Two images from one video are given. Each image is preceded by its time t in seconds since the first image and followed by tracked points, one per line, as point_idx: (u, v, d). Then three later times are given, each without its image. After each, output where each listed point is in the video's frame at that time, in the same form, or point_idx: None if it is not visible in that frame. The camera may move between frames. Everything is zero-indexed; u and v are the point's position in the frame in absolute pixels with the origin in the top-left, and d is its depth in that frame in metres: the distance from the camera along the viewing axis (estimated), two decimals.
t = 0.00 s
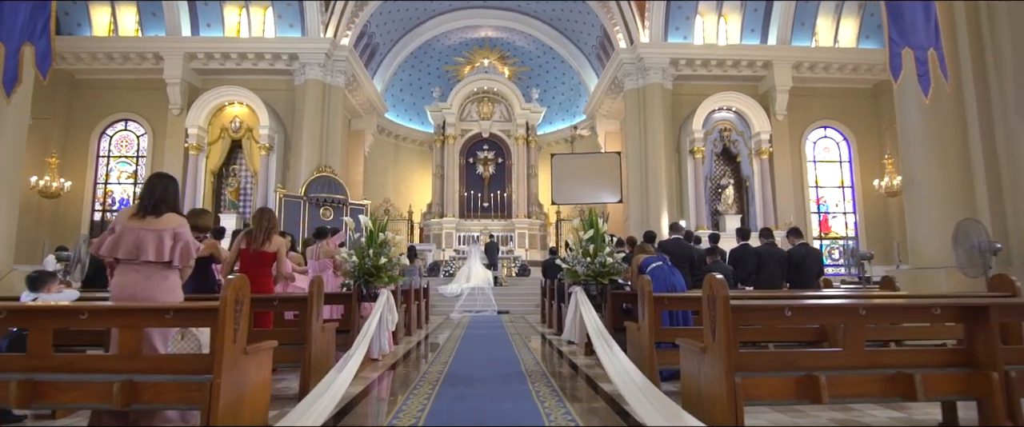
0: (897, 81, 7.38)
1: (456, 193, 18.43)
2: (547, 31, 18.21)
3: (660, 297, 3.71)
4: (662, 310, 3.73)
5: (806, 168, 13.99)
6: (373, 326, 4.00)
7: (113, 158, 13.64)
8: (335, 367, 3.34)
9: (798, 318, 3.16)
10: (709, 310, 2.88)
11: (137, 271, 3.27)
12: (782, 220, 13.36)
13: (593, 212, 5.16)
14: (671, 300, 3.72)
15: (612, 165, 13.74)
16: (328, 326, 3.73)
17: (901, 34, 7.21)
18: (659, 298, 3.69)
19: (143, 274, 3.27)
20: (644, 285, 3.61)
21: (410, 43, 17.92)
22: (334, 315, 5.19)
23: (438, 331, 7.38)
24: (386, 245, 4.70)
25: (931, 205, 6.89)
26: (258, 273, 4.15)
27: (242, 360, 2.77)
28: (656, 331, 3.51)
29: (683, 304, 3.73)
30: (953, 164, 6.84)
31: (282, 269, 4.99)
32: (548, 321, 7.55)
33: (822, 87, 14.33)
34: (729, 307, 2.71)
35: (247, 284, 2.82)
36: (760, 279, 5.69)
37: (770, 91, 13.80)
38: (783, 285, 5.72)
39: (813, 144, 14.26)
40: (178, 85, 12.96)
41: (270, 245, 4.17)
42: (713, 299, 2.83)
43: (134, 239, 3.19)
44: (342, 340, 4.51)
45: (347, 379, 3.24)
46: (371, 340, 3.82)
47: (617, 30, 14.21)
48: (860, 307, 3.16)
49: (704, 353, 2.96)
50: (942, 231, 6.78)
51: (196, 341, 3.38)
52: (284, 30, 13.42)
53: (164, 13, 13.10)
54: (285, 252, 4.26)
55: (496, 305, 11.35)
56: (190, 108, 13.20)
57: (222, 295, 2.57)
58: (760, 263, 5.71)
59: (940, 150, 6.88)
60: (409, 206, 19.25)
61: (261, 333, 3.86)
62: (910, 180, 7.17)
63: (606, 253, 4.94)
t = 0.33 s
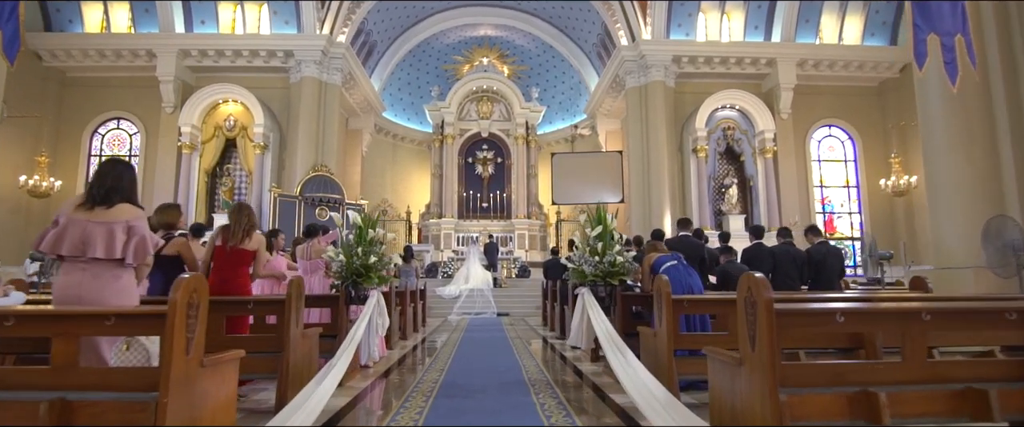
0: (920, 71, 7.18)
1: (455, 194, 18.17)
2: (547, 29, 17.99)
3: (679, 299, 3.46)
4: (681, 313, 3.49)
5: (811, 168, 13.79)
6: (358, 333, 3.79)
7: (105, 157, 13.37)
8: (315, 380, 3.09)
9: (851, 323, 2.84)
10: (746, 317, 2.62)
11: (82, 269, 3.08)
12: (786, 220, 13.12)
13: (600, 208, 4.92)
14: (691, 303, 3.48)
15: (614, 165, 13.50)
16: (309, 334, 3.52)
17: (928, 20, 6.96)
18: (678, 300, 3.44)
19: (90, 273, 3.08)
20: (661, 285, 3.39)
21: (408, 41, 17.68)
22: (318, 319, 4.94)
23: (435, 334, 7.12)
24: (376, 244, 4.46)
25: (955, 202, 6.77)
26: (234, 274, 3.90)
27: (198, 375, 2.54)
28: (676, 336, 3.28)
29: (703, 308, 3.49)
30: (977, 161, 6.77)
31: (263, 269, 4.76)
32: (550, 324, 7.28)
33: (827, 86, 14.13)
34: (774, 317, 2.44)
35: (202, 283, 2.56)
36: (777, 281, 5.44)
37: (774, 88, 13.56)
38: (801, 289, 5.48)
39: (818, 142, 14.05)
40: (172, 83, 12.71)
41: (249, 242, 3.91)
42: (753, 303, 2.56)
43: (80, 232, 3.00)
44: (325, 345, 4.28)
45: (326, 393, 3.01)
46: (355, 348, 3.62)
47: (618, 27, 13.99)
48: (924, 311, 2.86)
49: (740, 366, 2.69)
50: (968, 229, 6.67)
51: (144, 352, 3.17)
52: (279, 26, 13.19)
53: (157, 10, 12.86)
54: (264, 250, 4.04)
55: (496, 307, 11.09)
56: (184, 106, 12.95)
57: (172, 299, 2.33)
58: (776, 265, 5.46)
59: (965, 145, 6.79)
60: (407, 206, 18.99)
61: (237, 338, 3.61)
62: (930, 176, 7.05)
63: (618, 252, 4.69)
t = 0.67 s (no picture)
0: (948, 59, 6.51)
1: (454, 194, 17.92)
2: (547, 27, 17.75)
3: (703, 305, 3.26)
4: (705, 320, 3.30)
5: (817, 168, 13.57)
6: (341, 345, 3.57)
7: (98, 156, 13.13)
8: (289, 398, 2.81)
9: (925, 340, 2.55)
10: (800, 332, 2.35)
11: (13, 271, 2.99)
12: (792, 220, 12.88)
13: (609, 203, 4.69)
14: (716, 309, 3.30)
15: (615, 164, 13.27)
16: (285, 346, 3.29)
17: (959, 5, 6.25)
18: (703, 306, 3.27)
19: (20, 275, 2.99)
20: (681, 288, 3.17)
21: (406, 39, 17.45)
22: (301, 325, 4.69)
23: (432, 338, 6.86)
24: (363, 243, 4.23)
25: (987, 205, 6.21)
26: (210, 276, 3.67)
27: (136, 399, 2.20)
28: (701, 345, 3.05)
29: (725, 316, 3.31)
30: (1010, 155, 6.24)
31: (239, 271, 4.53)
32: (552, 328, 7.01)
33: (832, 84, 13.92)
34: (838, 330, 2.12)
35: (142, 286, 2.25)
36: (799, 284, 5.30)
37: (779, 87, 13.33)
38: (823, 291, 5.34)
39: (823, 142, 13.84)
40: (165, 81, 12.46)
41: (221, 241, 3.68)
42: (809, 314, 2.26)
43: (12, 227, 2.94)
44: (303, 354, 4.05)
45: (300, 412, 2.72)
46: (336, 360, 3.40)
47: (620, 25, 13.77)
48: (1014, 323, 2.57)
49: (790, 389, 2.41)
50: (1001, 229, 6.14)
51: (70, 372, 2.79)
52: (275, 23, 12.96)
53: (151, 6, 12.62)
54: (239, 249, 3.79)
55: (495, 309, 10.82)
56: (178, 104, 12.71)
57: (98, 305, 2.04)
58: (797, 266, 5.34)
59: (997, 143, 6.23)
60: (406, 207, 18.74)
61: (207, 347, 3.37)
62: (957, 170, 6.52)
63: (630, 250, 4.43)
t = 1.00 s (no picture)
0: (984, 44, 6.13)
1: (453, 195, 17.65)
2: (548, 25, 17.53)
3: (734, 311, 3.01)
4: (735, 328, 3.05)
5: (823, 167, 13.35)
6: (315, 359, 3.31)
7: (90, 155, 12.89)
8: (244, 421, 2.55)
9: None
10: (877, 347, 1.96)
11: None
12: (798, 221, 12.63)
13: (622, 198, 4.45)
14: (748, 317, 3.05)
15: (618, 163, 13.02)
16: (251, 357, 3.03)
17: None
18: (733, 312, 3.00)
19: None
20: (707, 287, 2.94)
21: (405, 37, 17.23)
22: (284, 329, 4.46)
23: (429, 343, 6.61)
24: (348, 240, 4.02)
25: (1017, 200, 5.82)
26: (172, 278, 3.46)
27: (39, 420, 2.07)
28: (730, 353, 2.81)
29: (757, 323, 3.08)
30: None
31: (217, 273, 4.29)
32: (554, 331, 6.75)
33: (837, 82, 13.71)
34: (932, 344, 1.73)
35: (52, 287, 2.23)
36: (822, 287, 5.06)
37: (784, 85, 13.08)
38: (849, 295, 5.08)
39: (829, 141, 13.63)
40: (159, 78, 12.21)
41: (183, 238, 3.46)
42: (893, 324, 1.87)
43: None
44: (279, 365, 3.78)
45: None
46: (309, 375, 3.14)
47: (622, 21, 13.56)
48: None
49: (863, 420, 2.02)
50: None
51: None
52: (271, 20, 12.75)
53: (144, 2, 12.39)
54: (204, 244, 3.54)
55: (495, 312, 10.58)
56: (172, 101, 12.47)
57: None
58: (819, 268, 5.10)
59: None
60: (405, 207, 18.50)
61: (162, 360, 3.07)
62: (983, 164, 6.16)
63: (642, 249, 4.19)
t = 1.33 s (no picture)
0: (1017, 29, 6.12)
1: (452, 195, 17.38)
2: (549, 23, 17.31)
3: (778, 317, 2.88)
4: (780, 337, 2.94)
5: (829, 167, 13.13)
6: (288, 371, 3.05)
7: (82, 154, 12.64)
8: None
9: None
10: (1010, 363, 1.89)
11: None
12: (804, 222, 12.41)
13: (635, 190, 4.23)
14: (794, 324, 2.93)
15: (620, 162, 12.79)
16: (211, 371, 2.77)
17: None
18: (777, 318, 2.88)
19: None
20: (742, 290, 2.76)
21: (404, 35, 17.00)
22: (260, 337, 4.22)
23: (426, 347, 6.35)
24: (331, 236, 3.76)
25: None
26: (128, 280, 3.31)
27: None
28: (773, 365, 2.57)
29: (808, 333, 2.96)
30: None
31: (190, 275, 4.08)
32: (557, 334, 6.49)
33: (843, 80, 13.49)
34: None
35: None
36: (850, 287, 4.81)
37: (789, 82, 12.86)
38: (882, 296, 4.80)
39: (835, 140, 13.40)
40: (152, 76, 11.97)
41: (139, 234, 3.26)
42: None
43: None
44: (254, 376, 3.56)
45: None
46: (278, 391, 2.89)
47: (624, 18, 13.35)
48: None
49: None
50: None
51: None
52: (267, 16, 12.53)
53: None
54: (164, 239, 3.35)
55: (494, 315, 10.33)
56: (165, 99, 12.22)
57: None
58: (847, 267, 4.83)
59: None
60: (403, 208, 18.25)
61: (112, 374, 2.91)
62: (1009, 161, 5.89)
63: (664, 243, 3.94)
